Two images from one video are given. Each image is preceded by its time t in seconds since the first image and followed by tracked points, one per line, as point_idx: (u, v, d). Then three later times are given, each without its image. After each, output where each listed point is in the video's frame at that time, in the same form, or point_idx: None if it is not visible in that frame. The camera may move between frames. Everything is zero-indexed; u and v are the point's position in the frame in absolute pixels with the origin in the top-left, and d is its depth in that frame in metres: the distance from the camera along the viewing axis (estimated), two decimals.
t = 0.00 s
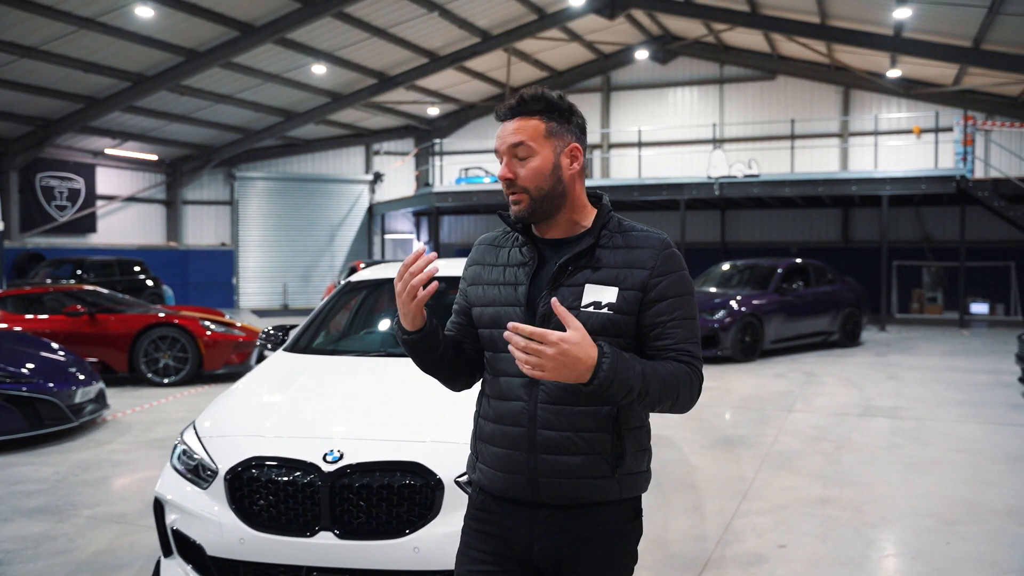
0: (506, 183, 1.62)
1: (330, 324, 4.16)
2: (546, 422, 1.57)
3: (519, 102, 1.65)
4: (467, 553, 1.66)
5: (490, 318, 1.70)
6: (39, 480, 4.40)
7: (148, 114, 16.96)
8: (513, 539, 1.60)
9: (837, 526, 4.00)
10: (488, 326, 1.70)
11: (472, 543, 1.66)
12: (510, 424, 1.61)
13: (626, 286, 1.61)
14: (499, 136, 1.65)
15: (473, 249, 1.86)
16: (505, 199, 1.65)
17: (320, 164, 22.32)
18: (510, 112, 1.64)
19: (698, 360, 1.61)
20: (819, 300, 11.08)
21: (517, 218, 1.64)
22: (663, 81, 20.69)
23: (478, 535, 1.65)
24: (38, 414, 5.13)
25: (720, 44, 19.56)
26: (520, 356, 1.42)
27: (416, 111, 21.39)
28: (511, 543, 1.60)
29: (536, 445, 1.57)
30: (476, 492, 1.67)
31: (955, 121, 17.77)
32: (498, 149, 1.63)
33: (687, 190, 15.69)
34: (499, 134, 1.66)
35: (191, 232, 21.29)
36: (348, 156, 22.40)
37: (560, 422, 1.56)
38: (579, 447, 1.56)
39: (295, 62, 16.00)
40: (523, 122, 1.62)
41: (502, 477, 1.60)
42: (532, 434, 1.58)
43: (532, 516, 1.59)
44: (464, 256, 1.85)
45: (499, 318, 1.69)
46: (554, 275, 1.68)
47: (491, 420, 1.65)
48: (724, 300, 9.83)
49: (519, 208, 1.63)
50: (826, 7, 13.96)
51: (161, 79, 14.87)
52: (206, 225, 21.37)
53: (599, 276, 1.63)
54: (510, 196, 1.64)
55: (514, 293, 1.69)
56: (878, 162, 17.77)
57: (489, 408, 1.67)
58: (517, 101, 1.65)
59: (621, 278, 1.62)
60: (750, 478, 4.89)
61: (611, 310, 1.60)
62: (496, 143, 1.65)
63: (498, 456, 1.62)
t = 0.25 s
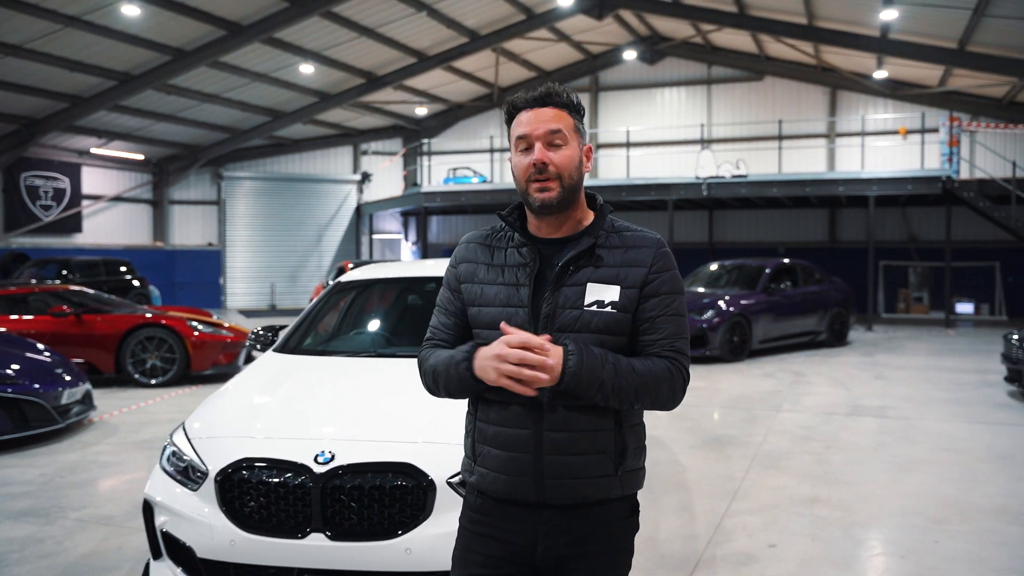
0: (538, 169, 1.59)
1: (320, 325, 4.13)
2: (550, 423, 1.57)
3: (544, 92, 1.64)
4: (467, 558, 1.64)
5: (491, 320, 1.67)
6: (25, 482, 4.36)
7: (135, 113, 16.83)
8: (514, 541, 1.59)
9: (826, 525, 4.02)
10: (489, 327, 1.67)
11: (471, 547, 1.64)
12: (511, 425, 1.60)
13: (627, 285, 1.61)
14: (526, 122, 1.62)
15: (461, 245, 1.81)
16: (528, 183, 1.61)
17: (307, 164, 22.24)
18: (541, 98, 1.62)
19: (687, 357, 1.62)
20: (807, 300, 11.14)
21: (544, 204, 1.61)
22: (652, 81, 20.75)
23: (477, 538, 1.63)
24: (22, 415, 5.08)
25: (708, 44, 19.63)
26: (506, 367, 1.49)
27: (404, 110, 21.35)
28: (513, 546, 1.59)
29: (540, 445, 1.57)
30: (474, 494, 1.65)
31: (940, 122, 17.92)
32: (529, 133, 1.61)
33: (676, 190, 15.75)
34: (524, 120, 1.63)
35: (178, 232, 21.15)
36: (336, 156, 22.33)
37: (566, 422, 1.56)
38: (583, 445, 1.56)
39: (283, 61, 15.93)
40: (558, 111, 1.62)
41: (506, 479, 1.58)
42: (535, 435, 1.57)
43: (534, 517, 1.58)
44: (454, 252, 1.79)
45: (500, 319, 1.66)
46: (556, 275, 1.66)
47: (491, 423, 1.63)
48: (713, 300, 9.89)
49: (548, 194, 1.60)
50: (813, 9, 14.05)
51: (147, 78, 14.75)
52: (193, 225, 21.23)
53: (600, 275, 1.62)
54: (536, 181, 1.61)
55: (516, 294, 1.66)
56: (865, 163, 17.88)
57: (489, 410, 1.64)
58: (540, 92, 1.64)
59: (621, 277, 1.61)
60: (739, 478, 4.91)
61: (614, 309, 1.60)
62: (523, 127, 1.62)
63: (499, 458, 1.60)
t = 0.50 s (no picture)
0: (539, 172, 1.59)
1: (311, 325, 4.12)
2: (560, 423, 1.59)
3: (541, 93, 1.63)
4: (469, 561, 1.62)
5: (498, 320, 1.66)
6: (14, 484, 4.32)
7: (123, 112, 16.72)
8: (520, 542, 1.60)
9: (818, 525, 4.04)
10: (496, 328, 1.66)
11: (474, 549, 1.62)
12: (519, 427, 1.59)
13: (632, 285, 1.66)
14: (523, 126, 1.62)
15: (451, 240, 1.76)
16: (528, 186, 1.61)
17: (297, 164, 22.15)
18: (537, 99, 1.62)
19: (685, 355, 1.71)
20: (796, 300, 11.19)
21: (544, 207, 1.62)
22: (642, 81, 20.79)
23: (480, 541, 1.62)
24: (11, 416, 5.04)
25: (698, 45, 19.69)
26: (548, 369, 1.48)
27: (394, 110, 21.31)
28: (519, 546, 1.60)
29: (549, 445, 1.58)
30: (475, 496, 1.63)
31: (929, 123, 18.04)
32: (527, 137, 1.61)
33: (666, 190, 15.78)
34: (520, 123, 1.62)
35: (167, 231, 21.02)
36: (326, 156, 22.26)
37: (575, 421, 1.59)
38: (591, 444, 1.60)
39: (273, 61, 15.86)
40: (555, 111, 1.61)
41: (515, 481, 1.58)
42: (545, 436, 1.58)
43: (539, 518, 1.59)
44: (447, 247, 1.74)
45: (508, 320, 1.64)
46: (563, 275, 1.67)
47: (496, 424, 1.62)
48: (703, 300, 9.92)
49: (549, 197, 1.61)
50: (803, 10, 14.10)
51: (136, 77, 14.66)
52: (182, 224, 21.11)
53: (608, 276, 1.65)
54: (537, 184, 1.61)
55: (525, 294, 1.65)
56: (853, 163, 17.98)
57: (494, 412, 1.62)
58: (537, 92, 1.64)
59: (627, 278, 1.66)
60: (731, 477, 4.93)
61: (621, 309, 1.64)
62: (520, 130, 1.62)
63: (506, 460, 1.59)
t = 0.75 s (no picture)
0: (540, 173, 1.60)
1: (306, 326, 4.11)
2: (564, 423, 1.59)
3: (543, 92, 1.63)
4: (471, 561, 1.62)
5: (502, 320, 1.65)
6: (9, 485, 4.30)
7: (117, 112, 16.66)
8: (522, 541, 1.60)
9: (814, 524, 4.05)
10: (499, 328, 1.65)
11: (475, 550, 1.62)
12: (523, 427, 1.59)
13: (632, 284, 1.68)
14: (524, 126, 1.62)
15: (450, 238, 1.74)
16: (530, 187, 1.61)
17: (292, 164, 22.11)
18: (538, 99, 1.62)
19: (681, 352, 1.74)
20: (791, 300, 11.22)
21: (545, 208, 1.62)
22: (636, 81, 20.83)
23: (481, 541, 1.62)
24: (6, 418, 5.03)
25: (692, 45, 19.72)
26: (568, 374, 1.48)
27: (389, 110, 21.29)
28: (521, 546, 1.60)
29: (553, 445, 1.59)
30: (476, 496, 1.63)
31: (922, 123, 18.12)
32: (529, 137, 1.61)
33: (661, 190, 15.81)
34: (522, 123, 1.62)
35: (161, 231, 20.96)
36: (321, 156, 22.22)
37: (578, 421, 1.60)
38: (593, 442, 1.61)
39: (268, 61, 15.83)
40: (555, 111, 1.62)
41: (519, 481, 1.58)
42: (549, 435, 1.59)
43: (541, 517, 1.60)
44: (445, 246, 1.73)
45: (511, 320, 1.64)
46: (565, 275, 1.68)
47: (498, 425, 1.61)
48: (698, 300, 9.94)
49: (550, 199, 1.61)
50: (797, 10, 14.14)
51: (130, 77, 14.61)
52: (176, 225, 21.05)
53: (609, 275, 1.67)
54: (538, 184, 1.61)
55: (528, 293, 1.65)
56: (847, 164, 18.03)
57: (497, 412, 1.62)
58: (538, 91, 1.64)
59: (627, 277, 1.68)
60: (726, 476, 4.94)
61: (622, 308, 1.66)
62: (521, 131, 1.62)
63: (510, 461, 1.59)
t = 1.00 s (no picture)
0: (542, 171, 1.61)
1: (303, 326, 4.11)
2: (563, 422, 1.60)
3: (543, 90, 1.64)
4: (469, 559, 1.63)
5: (501, 320, 1.66)
6: (5, 485, 4.29)
7: (113, 112, 16.62)
8: (521, 540, 1.61)
9: (810, 522, 4.07)
10: (498, 327, 1.66)
11: (474, 548, 1.63)
12: (523, 426, 1.60)
13: (631, 284, 1.69)
14: (525, 124, 1.63)
15: (449, 236, 1.75)
16: (531, 185, 1.62)
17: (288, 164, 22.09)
18: (538, 97, 1.63)
19: (680, 352, 1.75)
20: (787, 299, 11.25)
21: (546, 206, 1.63)
22: (633, 81, 20.85)
23: (480, 539, 1.63)
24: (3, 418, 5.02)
25: (688, 45, 19.75)
26: (565, 371, 1.49)
27: (385, 110, 21.28)
28: (520, 544, 1.61)
29: (552, 443, 1.59)
30: (475, 494, 1.64)
31: (917, 123, 18.18)
32: (531, 135, 1.62)
33: (657, 190, 15.84)
34: (522, 121, 1.63)
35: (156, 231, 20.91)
36: (317, 156, 22.20)
37: (578, 420, 1.61)
38: (592, 441, 1.62)
39: (264, 60, 15.81)
40: (556, 109, 1.63)
41: (519, 479, 1.59)
42: (549, 434, 1.60)
43: (540, 516, 1.61)
44: (444, 245, 1.73)
45: (511, 319, 1.65)
46: (565, 274, 1.69)
47: (498, 423, 1.62)
48: (694, 299, 9.96)
49: (551, 197, 1.62)
50: (792, 10, 14.17)
51: (126, 77, 14.58)
52: (172, 225, 21.00)
53: (608, 274, 1.68)
54: (539, 182, 1.62)
55: (527, 292, 1.66)
56: (843, 164, 18.07)
57: (496, 411, 1.62)
58: (538, 89, 1.65)
59: (626, 276, 1.69)
60: (723, 475, 4.95)
61: (621, 307, 1.67)
62: (522, 129, 1.63)
63: (509, 459, 1.60)
